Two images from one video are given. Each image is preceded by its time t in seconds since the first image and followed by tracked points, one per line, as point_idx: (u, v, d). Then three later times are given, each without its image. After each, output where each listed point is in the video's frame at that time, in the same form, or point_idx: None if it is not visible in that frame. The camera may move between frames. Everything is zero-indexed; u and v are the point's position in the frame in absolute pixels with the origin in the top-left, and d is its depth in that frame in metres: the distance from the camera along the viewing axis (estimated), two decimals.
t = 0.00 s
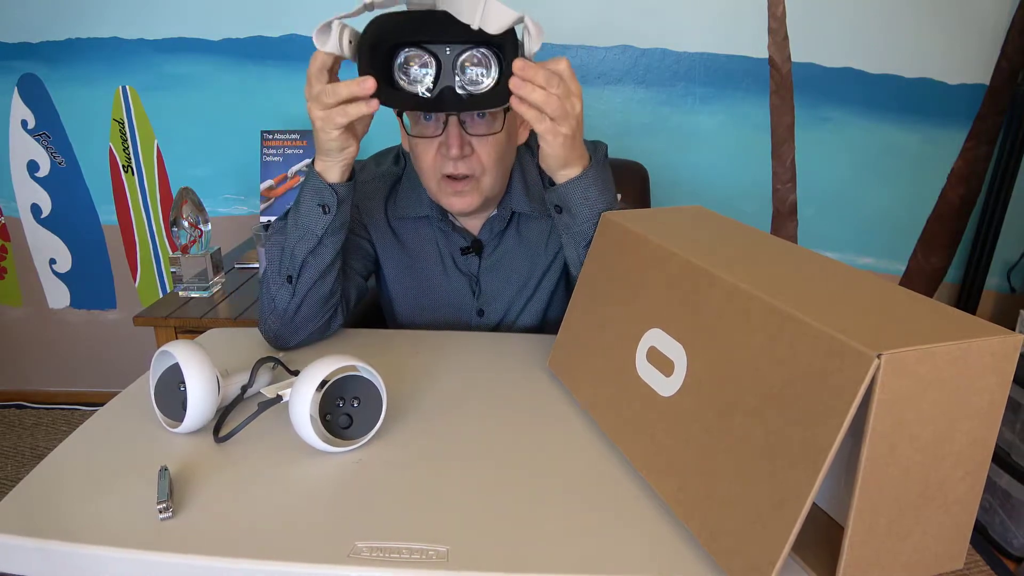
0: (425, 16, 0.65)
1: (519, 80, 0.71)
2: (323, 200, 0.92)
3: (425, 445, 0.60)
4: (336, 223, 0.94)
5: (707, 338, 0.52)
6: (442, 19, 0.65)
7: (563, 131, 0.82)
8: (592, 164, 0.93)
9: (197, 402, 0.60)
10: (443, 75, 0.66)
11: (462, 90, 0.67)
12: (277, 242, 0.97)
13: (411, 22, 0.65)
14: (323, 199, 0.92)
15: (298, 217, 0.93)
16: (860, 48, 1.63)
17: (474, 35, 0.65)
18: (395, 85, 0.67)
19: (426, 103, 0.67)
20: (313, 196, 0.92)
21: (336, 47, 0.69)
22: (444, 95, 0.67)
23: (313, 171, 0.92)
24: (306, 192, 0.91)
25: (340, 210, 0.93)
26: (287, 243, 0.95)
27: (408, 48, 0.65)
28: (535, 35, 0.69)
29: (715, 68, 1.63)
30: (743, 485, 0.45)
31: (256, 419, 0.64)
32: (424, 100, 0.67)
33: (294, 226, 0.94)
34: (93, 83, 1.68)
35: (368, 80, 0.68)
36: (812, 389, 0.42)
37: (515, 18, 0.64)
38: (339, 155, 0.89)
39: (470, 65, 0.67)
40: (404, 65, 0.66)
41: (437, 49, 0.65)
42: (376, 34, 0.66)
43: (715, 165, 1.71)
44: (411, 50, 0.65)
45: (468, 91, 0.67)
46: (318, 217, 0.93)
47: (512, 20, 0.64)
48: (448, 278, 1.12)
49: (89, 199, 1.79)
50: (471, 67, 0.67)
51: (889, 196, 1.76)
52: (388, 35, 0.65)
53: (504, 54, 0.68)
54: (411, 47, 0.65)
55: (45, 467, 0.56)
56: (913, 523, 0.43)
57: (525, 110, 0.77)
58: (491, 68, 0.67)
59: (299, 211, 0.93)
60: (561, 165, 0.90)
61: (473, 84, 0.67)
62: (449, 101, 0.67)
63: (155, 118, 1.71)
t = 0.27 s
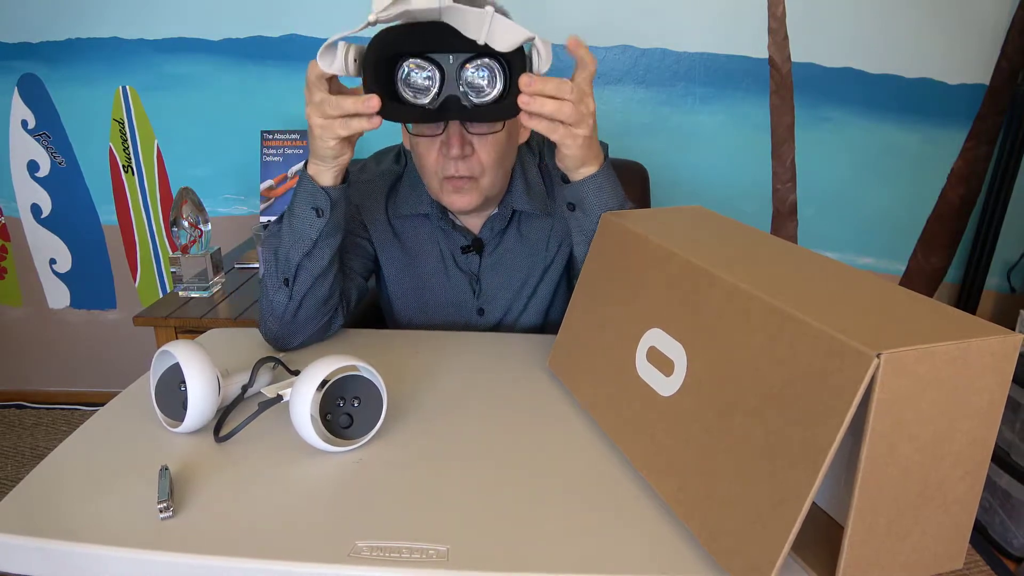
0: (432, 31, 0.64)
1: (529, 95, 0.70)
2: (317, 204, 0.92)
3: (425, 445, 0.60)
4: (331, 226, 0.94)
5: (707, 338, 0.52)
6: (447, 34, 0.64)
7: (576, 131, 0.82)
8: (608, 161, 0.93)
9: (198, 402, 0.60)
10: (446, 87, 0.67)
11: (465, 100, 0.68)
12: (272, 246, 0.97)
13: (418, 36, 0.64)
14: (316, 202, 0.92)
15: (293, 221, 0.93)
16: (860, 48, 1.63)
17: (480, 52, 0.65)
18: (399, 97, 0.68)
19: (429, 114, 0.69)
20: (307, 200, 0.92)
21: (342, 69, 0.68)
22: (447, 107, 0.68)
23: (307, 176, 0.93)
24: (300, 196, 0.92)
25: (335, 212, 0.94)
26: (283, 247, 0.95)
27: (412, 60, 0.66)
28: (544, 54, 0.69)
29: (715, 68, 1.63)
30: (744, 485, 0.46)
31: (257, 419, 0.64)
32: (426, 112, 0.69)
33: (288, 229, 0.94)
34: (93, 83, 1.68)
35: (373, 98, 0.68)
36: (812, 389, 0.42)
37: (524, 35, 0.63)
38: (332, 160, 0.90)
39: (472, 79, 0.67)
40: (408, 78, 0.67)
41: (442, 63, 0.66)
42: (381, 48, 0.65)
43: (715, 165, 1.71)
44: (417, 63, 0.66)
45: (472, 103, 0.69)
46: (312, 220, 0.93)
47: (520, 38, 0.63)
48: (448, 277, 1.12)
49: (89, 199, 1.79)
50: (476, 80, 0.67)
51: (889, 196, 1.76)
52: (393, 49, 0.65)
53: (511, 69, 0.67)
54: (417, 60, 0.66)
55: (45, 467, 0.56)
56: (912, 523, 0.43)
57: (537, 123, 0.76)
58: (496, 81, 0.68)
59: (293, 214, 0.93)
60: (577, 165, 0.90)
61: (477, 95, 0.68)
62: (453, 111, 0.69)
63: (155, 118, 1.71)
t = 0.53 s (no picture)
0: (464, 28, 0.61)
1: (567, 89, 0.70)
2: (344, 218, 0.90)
3: (426, 445, 0.60)
4: (355, 242, 0.93)
5: (708, 338, 0.52)
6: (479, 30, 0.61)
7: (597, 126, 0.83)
8: (617, 158, 0.94)
9: (199, 402, 0.60)
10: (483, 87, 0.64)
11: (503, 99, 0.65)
12: (290, 256, 0.95)
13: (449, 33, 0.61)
14: (343, 217, 0.90)
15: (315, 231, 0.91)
16: (860, 48, 1.63)
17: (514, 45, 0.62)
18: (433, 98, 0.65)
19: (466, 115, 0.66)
20: (333, 212, 0.90)
21: (382, 75, 0.65)
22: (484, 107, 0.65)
23: (333, 188, 0.90)
24: (328, 208, 0.90)
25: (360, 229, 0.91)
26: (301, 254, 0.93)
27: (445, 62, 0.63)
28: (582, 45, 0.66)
29: (715, 68, 1.63)
30: (744, 485, 0.46)
31: (257, 419, 0.64)
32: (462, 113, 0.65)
33: (311, 242, 0.92)
34: (93, 83, 1.69)
35: (411, 103, 0.66)
36: (813, 389, 0.42)
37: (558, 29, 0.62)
38: (366, 175, 0.86)
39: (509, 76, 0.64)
40: (441, 79, 0.64)
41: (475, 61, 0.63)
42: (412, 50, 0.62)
43: (715, 165, 1.71)
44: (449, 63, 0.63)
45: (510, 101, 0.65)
46: (337, 235, 0.91)
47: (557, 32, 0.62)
48: (440, 272, 1.12)
49: (89, 199, 1.79)
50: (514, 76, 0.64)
51: (888, 196, 1.76)
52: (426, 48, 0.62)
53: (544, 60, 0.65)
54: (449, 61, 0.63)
55: (45, 467, 0.57)
56: (913, 522, 0.43)
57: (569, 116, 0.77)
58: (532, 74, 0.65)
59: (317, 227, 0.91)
60: (594, 161, 0.91)
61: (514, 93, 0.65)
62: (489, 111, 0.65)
63: (155, 118, 1.71)
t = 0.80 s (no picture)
0: (489, 29, 0.61)
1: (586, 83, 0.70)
2: (359, 225, 0.88)
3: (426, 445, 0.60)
4: (365, 250, 0.91)
5: (707, 338, 0.52)
6: (505, 28, 0.61)
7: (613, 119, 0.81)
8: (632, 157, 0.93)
9: (198, 402, 0.60)
10: (510, 87, 0.64)
11: (528, 99, 0.65)
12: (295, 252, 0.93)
13: (474, 34, 0.61)
14: (360, 224, 0.88)
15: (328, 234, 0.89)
16: (860, 47, 1.63)
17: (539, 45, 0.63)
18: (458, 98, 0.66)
19: (492, 116, 0.66)
20: (349, 217, 0.88)
21: (405, 72, 0.66)
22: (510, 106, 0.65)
23: (355, 194, 0.88)
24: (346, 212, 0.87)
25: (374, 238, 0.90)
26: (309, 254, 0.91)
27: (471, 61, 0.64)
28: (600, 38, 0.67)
29: (715, 68, 1.63)
30: (744, 485, 0.45)
31: (257, 419, 0.64)
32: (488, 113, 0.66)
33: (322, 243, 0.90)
34: (93, 83, 1.68)
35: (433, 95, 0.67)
36: (813, 389, 0.42)
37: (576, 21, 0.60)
38: (389, 180, 0.84)
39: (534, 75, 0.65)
40: (467, 79, 0.65)
41: (499, 61, 0.63)
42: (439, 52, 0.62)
43: (715, 165, 1.71)
44: (474, 64, 0.64)
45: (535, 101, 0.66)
46: (350, 241, 0.90)
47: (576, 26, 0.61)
48: (424, 273, 1.12)
49: (89, 199, 1.79)
50: (537, 78, 0.65)
51: (888, 196, 1.76)
52: (452, 49, 0.62)
53: (567, 59, 0.65)
54: (474, 61, 0.64)
55: (45, 467, 0.57)
56: (913, 523, 0.43)
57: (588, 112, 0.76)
58: (555, 76, 0.66)
59: (331, 229, 0.89)
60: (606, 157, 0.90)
61: (538, 93, 0.66)
62: (515, 112, 0.65)
63: (155, 118, 1.71)
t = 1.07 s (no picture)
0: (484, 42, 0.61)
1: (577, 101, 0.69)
2: (357, 228, 0.87)
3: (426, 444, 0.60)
4: (365, 252, 0.90)
5: (707, 338, 0.52)
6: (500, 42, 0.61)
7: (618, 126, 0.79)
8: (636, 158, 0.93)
9: (198, 402, 0.60)
10: (506, 98, 0.65)
11: (524, 110, 0.66)
12: (295, 254, 0.92)
13: (469, 47, 0.62)
14: (360, 225, 0.88)
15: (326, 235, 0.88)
16: (860, 47, 1.63)
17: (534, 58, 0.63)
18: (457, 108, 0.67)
19: (490, 127, 0.67)
20: (348, 220, 0.87)
21: (395, 83, 0.65)
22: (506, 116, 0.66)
23: (356, 196, 0.88)
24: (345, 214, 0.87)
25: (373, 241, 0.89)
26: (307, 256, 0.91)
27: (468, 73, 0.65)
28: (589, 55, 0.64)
29: (715, 68, 1.63)
30: (743, 485, 0.46)
31: (257, 419, 0.64)
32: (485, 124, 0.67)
33: (320, 245, 0.89)
34: (93, 83, 1.69)
35: (426, 107, 0.68)
36: (812, 389, 0.42)
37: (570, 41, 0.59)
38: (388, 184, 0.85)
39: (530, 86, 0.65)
40: (465, 90, 0.66)
41: (497, 73, 0.64)
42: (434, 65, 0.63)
43: (715, 165, 1.71)
44: (471, 75, 0.65)
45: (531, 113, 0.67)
46: (350, 243, 0.89)
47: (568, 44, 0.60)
48: (419, 273, 1.13)
49: (89, 199, 1.79)
50: (533, 90, 0.66)
51: (888, 196, 1.76)
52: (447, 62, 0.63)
53: (564, 71, 0.65)
54: (471, 73, 0.65)
55: (45, 466, 0.57)
56: (913, 523, 0.43)
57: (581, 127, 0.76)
58: (552, 87, 0.66)
59: (331, 231, 0.88)
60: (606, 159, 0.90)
61: (536, 103, 0.66)
62: (512, 122, 0.66)
63: (155, 118, 1.71)
